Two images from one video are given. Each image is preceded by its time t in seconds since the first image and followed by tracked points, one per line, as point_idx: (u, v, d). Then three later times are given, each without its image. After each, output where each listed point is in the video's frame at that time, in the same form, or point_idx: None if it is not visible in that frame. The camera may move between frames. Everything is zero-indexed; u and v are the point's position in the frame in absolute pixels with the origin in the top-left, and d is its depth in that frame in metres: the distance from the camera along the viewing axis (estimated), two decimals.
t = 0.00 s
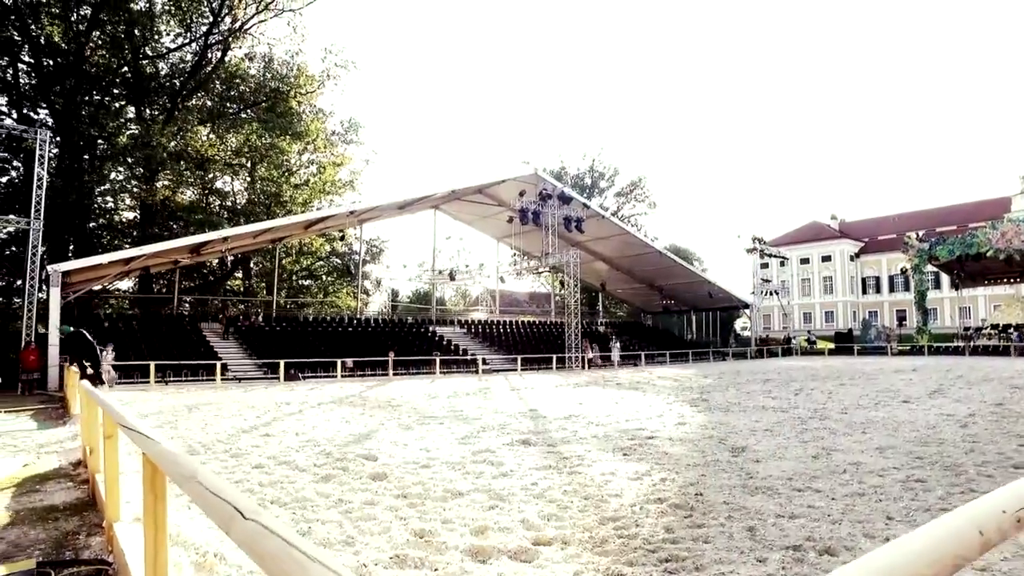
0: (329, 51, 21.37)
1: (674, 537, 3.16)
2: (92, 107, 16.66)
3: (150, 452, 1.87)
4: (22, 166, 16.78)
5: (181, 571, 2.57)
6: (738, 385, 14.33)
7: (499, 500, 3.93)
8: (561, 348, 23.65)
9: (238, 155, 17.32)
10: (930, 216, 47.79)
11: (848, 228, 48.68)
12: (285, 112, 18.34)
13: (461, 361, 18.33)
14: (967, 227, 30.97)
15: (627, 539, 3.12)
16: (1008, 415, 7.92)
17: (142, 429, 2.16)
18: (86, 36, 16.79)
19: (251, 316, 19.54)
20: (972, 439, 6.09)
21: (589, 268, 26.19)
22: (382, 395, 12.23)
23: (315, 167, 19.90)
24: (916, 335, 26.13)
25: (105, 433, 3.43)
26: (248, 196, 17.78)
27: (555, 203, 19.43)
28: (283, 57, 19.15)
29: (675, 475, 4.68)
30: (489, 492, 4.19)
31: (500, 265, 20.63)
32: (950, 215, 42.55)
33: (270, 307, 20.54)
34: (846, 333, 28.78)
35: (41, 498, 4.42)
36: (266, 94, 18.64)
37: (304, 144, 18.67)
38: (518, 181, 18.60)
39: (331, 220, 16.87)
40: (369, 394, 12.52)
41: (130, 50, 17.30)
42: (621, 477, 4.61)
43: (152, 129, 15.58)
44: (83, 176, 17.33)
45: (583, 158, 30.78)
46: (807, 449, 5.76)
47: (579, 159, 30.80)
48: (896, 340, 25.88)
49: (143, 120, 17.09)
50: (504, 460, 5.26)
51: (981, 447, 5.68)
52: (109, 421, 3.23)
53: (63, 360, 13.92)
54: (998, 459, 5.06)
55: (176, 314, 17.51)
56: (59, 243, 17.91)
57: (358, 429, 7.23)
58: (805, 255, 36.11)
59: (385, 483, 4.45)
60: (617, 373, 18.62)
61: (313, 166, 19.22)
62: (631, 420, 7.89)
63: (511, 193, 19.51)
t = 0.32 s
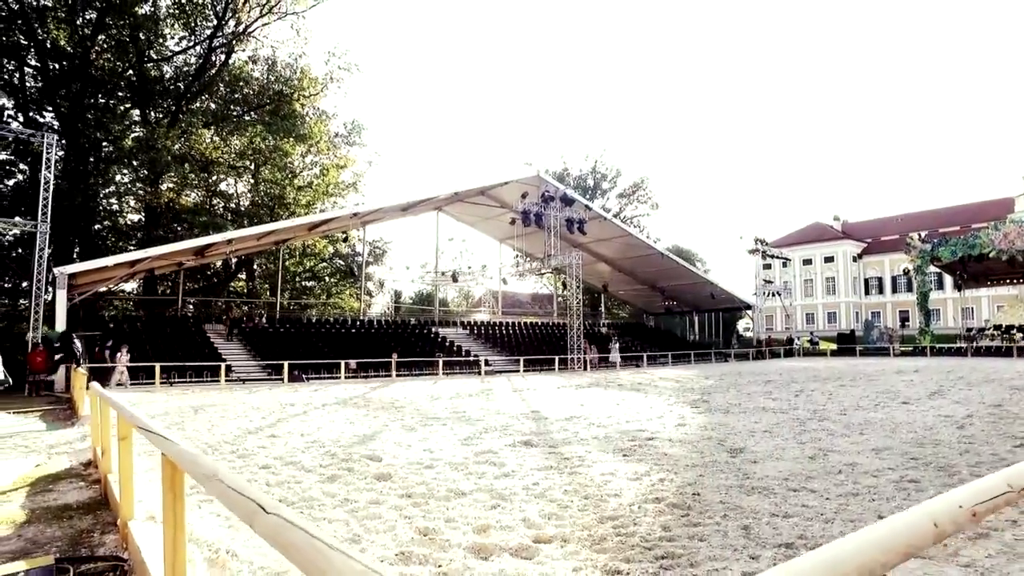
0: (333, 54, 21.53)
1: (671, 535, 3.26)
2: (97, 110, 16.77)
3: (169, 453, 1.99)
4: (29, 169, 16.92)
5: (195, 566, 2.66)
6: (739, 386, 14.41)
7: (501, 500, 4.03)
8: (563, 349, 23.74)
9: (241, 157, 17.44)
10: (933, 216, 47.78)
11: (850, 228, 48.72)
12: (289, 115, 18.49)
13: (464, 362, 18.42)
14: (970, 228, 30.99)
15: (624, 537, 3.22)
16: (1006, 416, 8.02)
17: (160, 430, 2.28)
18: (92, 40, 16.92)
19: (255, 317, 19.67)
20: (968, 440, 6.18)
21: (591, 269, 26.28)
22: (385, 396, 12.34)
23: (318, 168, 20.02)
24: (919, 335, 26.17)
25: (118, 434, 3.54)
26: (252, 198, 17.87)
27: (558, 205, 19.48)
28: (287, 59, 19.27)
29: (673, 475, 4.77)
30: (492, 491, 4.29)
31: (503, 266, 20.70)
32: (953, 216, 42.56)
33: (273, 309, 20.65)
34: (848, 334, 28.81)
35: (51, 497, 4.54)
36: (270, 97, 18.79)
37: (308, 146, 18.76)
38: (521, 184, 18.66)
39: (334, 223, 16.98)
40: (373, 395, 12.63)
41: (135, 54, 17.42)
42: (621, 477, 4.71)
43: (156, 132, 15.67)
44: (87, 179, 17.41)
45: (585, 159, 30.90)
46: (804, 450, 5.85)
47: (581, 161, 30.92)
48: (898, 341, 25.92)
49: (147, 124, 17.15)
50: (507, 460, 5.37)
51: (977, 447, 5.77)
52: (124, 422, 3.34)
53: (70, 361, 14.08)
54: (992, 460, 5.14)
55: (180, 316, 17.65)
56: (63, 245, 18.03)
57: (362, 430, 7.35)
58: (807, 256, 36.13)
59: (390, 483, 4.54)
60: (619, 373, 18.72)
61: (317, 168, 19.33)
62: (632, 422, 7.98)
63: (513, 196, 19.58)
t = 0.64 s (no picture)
0: (335, 54, 21.55)
1: (666, 524, 3.39)
2: (101, 109, 16.84)
3: (190, 440, 2.11)
4: (34, 169, 16.97)
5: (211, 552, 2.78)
6: (739, 384, 14.50)
7: (502, 492, 4.15)
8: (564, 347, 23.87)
9: (243, 156, 17.47)
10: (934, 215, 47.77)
11: (852, 227, 48.72)
12: (291, 114, 18.47)
13: (465, 361, 18.54)
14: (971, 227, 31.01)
15: (622, 526, 3.34)
16: (1001, 413, 8.12)
17: (178, 420, 2.40)
18: (95, 40, 16.96)
19: (258, 315, 19.76)
20: (961, 436, 6.30)
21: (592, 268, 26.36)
22: (387, 393, 12.45)
23: (320, 168, 20.04)
24: (919, 334, 26.22)
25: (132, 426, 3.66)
26: (254, 196, 17.92)
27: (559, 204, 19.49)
28: (289, 58, 19.34)
29: (671, 469, 4.90)
30: (495, 484, 4.42)
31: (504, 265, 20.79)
32: (955, 215, 42.57)
33: (275, 308, 20.73)
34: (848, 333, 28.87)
35: (65, 489, 4.66)
36: (272, 96, 18.83)
37: (309, 145, 18.81)
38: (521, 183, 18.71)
39: (336, 222, 17.06)
40: (375, 392, 12.75)
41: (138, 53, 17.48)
42: (619, 471, 4.83)
43: (160, 132, 15.67)
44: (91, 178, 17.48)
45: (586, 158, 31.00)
46: (799, 445, 5.97)
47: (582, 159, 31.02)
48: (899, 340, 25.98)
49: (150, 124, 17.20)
50: (509, 455, 5.49)
51: (969, 442, 5.89)
52: (139, 415, 3.46)
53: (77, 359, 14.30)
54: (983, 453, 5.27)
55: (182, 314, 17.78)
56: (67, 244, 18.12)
57: (366, 426, 7.48)
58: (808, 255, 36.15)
59: (395, 477, 4.64)
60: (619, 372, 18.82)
61: (318, 167, 19.39)
62: (631, 419, 8.09)
63: (514, 194, 19.63)
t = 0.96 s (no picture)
0: (334, 48, 21.54)
1: (661, 508, 3.54)
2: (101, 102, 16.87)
3: (213, 423, 2.25)
4: (34, 164, 17.00)
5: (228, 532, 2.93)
6: (735, 377, 14.72)
7: (503, 479, 4.30)
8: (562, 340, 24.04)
9: (243, 150, 17.51)
10: (931, 209, 47.94)
11: (850, 221, 48.84)
12: (290, 108, 18.52)
13: (464, 353, 18.70)
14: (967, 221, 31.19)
15: (617, 509, 3.49)
16: (991, 405, 8.31)
17: (200, 407, 2.54)
18: (93, 33, 16.95)
19: (258, 308, 19.86)
20: (949, 426, 6.48)
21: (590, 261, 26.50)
22: (387, 385, 12.61)
23: (319, 161, 20.12)
24: (915, 327, 26.43)
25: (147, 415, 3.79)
26: (253, 189, 17.95)
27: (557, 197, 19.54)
28: (288, 51, 19.39)
29: (666, 457, 5.05)
30: (495, 470, 4.58)
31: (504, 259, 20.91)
32: (952, 209, 42.76)
33: (275, 300, 20.83)
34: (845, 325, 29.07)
35: (77, 477, 4.79)
36: (272, 90, 18.88)
37: (308, 138, 18.87)
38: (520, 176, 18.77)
39: (336, 215, 17.15)
40: (376, 384, 12.89)
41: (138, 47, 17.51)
42: (615, 459, 4.99)
43: (160, 126, 15.70)
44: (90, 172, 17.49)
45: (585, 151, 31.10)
46: (791, 434, 6.13)
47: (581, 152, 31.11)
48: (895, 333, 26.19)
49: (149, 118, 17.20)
50: (509, 444, 5.65)
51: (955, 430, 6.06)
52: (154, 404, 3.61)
53: (80, 352, 14.44)
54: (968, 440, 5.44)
55: (183, 307, 17.91)
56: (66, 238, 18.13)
57: (369, 417, 7.64)
58: (806, 248, 36.29)
59: (399, 464, 4.80)
60: (616, 364, 18.99)
61: (318, 161, 19.48)
62: (628, 409, 8.26)
63: (513, 187, 19.69)
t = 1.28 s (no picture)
0: (329, 41, 21.48)
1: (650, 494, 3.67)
2: (95, 95, 16.76)
3: (224, 412, 2.37)
4: (28, 157, 16.92)
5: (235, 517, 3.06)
6: (728, 369, 14.93)
7: (499, 467, 4.44)
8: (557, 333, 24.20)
9: (238, 143, 17.44)
10: (923, 203, 48.23)
11: (845, 215, 49.07)
12: (286, 101, 18.46)
13: (460, 346, 18.82)
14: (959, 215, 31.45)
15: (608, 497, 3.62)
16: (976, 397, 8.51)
17: (209, 398, 2.66)
18: (87, 24, 16.80)
19: (254, 301, 19.89)
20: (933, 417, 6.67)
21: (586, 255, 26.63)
22: (384, 378, 12.73)
23: (315, 154, 20.08)
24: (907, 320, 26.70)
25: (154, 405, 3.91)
26: (248, 182, 17.90)
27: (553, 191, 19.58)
28: (284, 44, 19.31)
29: (657, 447, 5.20)
30: (490, 460, 4.71)
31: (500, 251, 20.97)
32: (946, 204, 43.04)
33: (271, 293, 20.83)
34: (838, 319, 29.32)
35: (82, 467, 4.90)
36: (267, 83, 18.81)
37: (303, 131, 18.84)
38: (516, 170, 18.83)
39: (332, 208, 17.17)
40: (372, 377, 12.99)
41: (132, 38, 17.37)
42: (608, 448, 5.13)
43: (155, 119, 15.63)
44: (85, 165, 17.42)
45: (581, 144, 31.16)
46: (779, 425, 6.30)
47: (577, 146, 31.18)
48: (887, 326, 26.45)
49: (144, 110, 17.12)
50: (503, 434, 5.78)
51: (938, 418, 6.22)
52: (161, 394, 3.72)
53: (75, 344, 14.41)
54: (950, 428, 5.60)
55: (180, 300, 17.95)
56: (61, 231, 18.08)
57: (367, 409, 7.77)
58: (800, 242, 36.48)
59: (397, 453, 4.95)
60: (610, 357, 19.14)
61: (313, 154, 19.46)
62: (621, 401, 8.43)
63: (508, 181, 19.74)
